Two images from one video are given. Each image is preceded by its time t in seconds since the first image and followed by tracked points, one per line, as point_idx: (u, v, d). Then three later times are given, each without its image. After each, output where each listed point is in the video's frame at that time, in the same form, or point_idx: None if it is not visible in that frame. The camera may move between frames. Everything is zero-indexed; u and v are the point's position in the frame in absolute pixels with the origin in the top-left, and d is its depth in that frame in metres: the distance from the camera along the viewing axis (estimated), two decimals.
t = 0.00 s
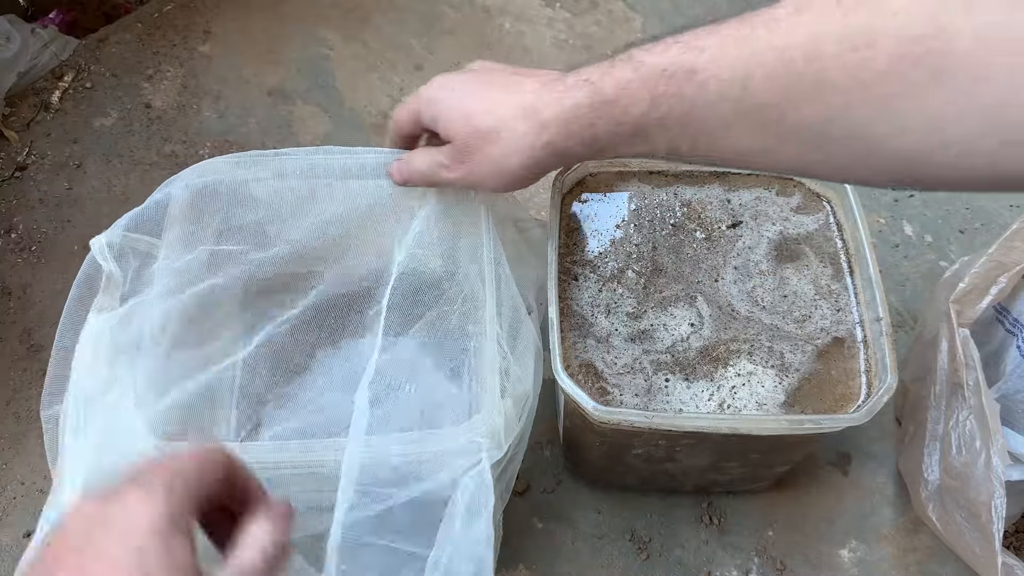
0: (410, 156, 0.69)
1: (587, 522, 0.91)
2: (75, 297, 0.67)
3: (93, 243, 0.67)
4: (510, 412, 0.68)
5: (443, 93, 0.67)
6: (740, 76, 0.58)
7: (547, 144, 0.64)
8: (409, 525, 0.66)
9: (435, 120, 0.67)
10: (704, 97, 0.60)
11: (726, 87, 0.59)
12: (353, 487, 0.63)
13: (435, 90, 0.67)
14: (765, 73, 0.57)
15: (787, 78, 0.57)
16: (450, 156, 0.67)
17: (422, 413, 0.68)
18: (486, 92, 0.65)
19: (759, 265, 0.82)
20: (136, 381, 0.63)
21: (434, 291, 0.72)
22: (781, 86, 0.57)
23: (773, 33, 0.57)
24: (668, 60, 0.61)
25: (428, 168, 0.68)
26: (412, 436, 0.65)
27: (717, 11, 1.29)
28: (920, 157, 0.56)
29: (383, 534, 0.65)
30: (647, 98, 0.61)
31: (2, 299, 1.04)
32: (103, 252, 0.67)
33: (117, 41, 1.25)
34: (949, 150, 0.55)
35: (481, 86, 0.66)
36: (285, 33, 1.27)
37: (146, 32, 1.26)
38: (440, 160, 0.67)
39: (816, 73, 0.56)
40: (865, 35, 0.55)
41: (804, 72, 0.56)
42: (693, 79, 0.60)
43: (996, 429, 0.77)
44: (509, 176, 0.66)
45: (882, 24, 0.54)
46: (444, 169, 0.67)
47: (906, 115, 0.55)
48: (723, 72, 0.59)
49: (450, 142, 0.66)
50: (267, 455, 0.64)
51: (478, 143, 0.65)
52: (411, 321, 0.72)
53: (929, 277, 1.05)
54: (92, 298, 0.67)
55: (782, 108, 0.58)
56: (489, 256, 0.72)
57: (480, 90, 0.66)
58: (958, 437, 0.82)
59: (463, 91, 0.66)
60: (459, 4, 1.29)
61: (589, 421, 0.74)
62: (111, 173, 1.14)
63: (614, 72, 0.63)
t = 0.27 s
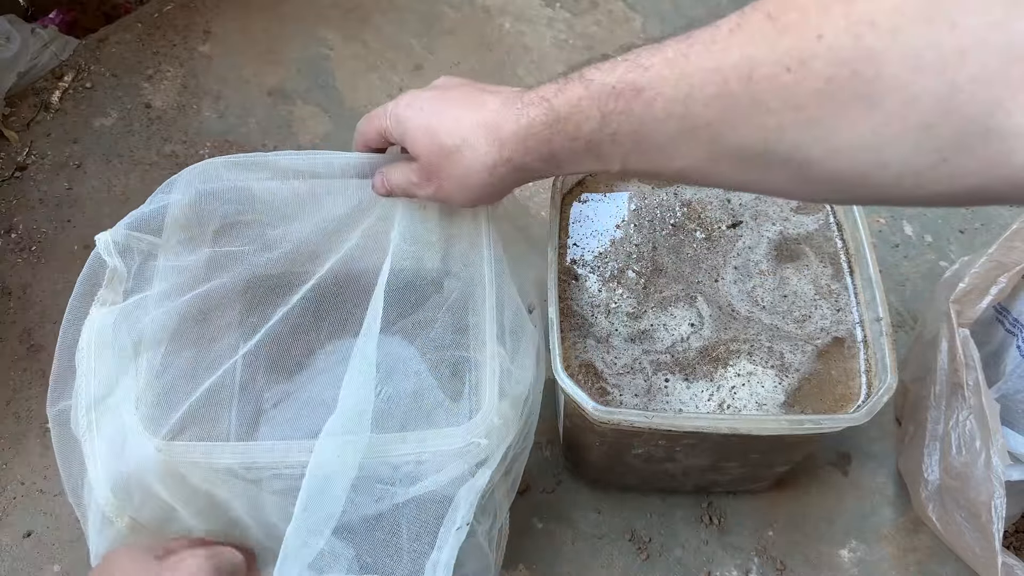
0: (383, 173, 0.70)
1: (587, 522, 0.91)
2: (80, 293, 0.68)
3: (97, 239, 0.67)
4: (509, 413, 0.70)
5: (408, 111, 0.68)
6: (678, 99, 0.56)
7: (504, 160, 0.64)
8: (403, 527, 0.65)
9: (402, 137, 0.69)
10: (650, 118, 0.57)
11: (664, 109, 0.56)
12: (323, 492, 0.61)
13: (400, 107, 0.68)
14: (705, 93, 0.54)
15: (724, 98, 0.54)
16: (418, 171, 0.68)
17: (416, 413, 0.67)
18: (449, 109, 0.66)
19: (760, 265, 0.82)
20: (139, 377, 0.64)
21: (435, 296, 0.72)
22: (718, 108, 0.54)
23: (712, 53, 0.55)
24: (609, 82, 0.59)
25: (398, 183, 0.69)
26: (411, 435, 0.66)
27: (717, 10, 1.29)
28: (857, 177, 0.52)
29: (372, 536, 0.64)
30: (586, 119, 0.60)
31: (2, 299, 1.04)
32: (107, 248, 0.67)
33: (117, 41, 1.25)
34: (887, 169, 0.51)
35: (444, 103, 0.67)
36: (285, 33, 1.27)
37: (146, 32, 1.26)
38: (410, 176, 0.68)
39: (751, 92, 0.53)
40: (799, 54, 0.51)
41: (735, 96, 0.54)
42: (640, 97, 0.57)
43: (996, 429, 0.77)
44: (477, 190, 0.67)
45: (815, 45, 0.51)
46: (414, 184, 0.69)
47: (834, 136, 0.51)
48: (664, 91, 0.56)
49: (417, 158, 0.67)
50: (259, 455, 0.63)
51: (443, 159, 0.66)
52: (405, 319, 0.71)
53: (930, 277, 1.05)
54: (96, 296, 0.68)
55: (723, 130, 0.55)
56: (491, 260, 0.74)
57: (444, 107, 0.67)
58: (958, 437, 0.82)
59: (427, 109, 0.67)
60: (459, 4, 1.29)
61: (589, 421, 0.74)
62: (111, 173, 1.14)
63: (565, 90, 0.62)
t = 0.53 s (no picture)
0: (380, 178, 0.74)
1: (587, 522, 0.91)
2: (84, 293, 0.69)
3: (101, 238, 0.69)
4: (509, 411, 0.69)
5: (403, 120, 0.72)
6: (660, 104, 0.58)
7: (497, 164, 0.68)
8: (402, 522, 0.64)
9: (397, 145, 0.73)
10: (633, 122, 0.59)
11: (648, 114, 0.58)
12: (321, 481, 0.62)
13: (396, 118, 0.73)
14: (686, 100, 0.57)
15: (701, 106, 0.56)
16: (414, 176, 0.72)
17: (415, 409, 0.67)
18: (443, 118, 0.71)
19: (760, 265, 0.82)
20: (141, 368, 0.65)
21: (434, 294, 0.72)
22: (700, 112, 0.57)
23: (694, 60, 0.57)
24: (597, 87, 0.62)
25: (395, 188, 0.73)
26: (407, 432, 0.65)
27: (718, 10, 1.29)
28: (833, 181, 0.54)
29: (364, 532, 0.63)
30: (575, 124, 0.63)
31: (2, 299, 1.04)
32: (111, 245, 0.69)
33: (117, 41, 1.25)
34: (861, 172, 0.53)
35: (437, 113, 0.71)
36: (285, 33, 1.27)
37: (146, 32, 1.26)
38: (406, 181, 0.72)
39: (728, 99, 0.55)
40: (774, 62, 0.53)
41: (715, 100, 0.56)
42: (625, 101, 0.60)
43: (996, 429, 0.77)
44: (471, 193, 0.71)
45: (788, 53, 0.53)
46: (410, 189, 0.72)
47: (809, 141, 0.53)
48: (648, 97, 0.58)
49: (414, 164, 0.71)
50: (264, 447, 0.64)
51: (439, 163, 0.70)
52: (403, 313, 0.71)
53: (930, 277, 1.05)
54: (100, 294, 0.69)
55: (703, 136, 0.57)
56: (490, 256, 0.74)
57: (438, 115, 0.71)
58: (958, 437, 0.82)
59: (421, 118, 0.72)
60: (460, 4, 1.29)
61: (589, 421, 0.74)
62: (111, 173, 1.14)
63: (555, 95, 0.65)
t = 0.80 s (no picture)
0: (385, 168, 0.73)
1: (587, 522, 0.91)
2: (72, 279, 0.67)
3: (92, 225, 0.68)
4: (491, 410, 0.66)
5: (410, 107, 0.71)
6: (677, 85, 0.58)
7: (512, 147, 0.67)
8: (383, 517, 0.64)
9: (403, 133, 0.71)
10: (648, 104, 0.59)
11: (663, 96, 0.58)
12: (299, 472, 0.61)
13: (402, 104, 0.71)
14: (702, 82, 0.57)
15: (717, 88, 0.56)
16: (421, 164, 0.71)
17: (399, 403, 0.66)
18: (451, 104, 0.69)
19: (760, 265, 0.82)
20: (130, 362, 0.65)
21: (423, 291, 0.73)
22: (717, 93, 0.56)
23: (712, 43, 0.56)
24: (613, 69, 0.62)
25: (401, 177, 0.72)
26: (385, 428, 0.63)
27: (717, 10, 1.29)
28: (845, 167, 0.54)
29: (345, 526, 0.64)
30: (591, 103, 0.63)
31: (2, 299, 1.04)
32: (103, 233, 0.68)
33: (117, 41, 1.25)
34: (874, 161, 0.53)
35: (445, 99, 0.70)
36: (285, 33, 1.27)
37: (146, 32, 1.26)
38: (413, 170, 0.71)
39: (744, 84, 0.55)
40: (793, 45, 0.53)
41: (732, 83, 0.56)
42: (641, 83, 0.60)
43: (996, 429, 0.78)
44: (480, 181, 0.70)
45: (808, 35, 0.53)
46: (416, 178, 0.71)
47: (822, 127, 0.53)
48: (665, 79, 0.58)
49: (422, 152, 0.70)
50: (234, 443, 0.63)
51: (448, 151, 0.69)
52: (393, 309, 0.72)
53: (930, 277, 1.05)
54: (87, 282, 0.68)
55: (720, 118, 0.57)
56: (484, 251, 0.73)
57: (446, 102, 0.70)
58: (958, 437, 0.82)
59: (429, 104, 0.70)
60: (459, 4, 1.29)
61: (589, 421, 0.74)
62: (111, 173, 1.14)
63: (572, 76, 0.64)
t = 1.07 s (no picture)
0: (402, 147, 0.73)
1: (587, 522, 0.91)
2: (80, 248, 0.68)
3: (104, 194, 0.68)
4: (491, 397, 0.67)
5: (432, 86, 0.71)
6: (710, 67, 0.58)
7: (532, 130, 0.67)
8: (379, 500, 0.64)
9: (423, 112, 0.71)
10: (675, 87, 0.60)
11: (693, 78, 0.59)
12: (295, 450, 0.62)
13: (424, 83, 0.71)
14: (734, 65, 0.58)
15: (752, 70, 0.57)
16: (440, 144, 0.71)
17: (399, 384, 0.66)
18: (473, 84, 0.69)
19: (760, 265, 0.82)
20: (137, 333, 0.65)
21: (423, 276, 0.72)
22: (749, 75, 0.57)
23: (745, 27, 0.58)
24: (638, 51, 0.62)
25: (418, 157, 0.72)
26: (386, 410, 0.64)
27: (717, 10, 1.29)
28: (878, 151, 0.56)
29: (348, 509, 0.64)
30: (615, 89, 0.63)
31: (2, 299, 1.04)
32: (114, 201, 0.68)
33: (117, 41, 1.25)
34: (906, 146, 0.55)
35: (468, 80, 0.70)
36: (285, 33, 1.27)
37: (146, 32, 1.26)
38: (431, 149, 0.71)
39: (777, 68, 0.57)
40: (828, 30, 0.55)
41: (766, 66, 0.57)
42: (669, 66, 0.60)
43: (996, 429, 0.78)
44: (497, 163, 0.70)
45: (843, 20, 0.54)
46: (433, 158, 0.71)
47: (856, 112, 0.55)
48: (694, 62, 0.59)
49: (441, 131, 0.70)
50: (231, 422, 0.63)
51: (468, 130, 0.69)
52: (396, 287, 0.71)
53: (930, 277, 1.05)
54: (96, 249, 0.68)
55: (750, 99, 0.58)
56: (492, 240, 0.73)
57: (468, 82, 0.70)
58: (958, 437, 0.82)
59: (451, 84, 0.70)
60: (459, 4, 1.29)
61: (589, 421, 0.74)
62: (111, 173, 1.14)
63: (597, 59, 0.65)
